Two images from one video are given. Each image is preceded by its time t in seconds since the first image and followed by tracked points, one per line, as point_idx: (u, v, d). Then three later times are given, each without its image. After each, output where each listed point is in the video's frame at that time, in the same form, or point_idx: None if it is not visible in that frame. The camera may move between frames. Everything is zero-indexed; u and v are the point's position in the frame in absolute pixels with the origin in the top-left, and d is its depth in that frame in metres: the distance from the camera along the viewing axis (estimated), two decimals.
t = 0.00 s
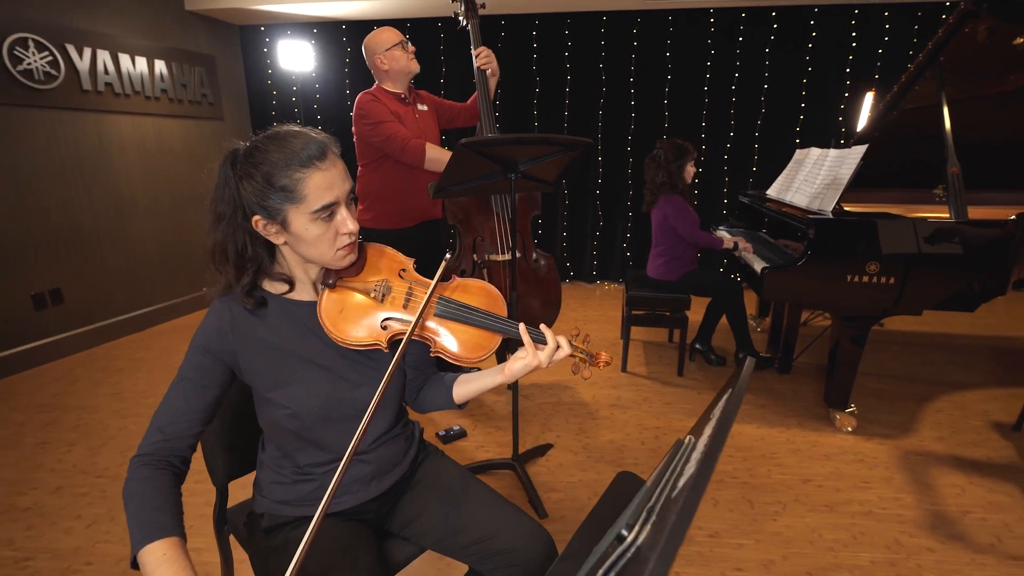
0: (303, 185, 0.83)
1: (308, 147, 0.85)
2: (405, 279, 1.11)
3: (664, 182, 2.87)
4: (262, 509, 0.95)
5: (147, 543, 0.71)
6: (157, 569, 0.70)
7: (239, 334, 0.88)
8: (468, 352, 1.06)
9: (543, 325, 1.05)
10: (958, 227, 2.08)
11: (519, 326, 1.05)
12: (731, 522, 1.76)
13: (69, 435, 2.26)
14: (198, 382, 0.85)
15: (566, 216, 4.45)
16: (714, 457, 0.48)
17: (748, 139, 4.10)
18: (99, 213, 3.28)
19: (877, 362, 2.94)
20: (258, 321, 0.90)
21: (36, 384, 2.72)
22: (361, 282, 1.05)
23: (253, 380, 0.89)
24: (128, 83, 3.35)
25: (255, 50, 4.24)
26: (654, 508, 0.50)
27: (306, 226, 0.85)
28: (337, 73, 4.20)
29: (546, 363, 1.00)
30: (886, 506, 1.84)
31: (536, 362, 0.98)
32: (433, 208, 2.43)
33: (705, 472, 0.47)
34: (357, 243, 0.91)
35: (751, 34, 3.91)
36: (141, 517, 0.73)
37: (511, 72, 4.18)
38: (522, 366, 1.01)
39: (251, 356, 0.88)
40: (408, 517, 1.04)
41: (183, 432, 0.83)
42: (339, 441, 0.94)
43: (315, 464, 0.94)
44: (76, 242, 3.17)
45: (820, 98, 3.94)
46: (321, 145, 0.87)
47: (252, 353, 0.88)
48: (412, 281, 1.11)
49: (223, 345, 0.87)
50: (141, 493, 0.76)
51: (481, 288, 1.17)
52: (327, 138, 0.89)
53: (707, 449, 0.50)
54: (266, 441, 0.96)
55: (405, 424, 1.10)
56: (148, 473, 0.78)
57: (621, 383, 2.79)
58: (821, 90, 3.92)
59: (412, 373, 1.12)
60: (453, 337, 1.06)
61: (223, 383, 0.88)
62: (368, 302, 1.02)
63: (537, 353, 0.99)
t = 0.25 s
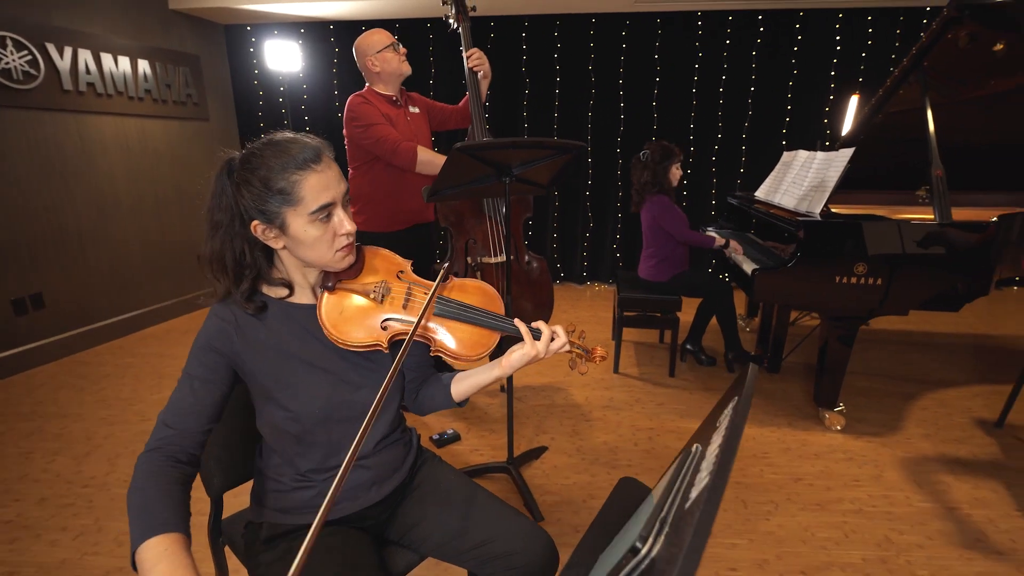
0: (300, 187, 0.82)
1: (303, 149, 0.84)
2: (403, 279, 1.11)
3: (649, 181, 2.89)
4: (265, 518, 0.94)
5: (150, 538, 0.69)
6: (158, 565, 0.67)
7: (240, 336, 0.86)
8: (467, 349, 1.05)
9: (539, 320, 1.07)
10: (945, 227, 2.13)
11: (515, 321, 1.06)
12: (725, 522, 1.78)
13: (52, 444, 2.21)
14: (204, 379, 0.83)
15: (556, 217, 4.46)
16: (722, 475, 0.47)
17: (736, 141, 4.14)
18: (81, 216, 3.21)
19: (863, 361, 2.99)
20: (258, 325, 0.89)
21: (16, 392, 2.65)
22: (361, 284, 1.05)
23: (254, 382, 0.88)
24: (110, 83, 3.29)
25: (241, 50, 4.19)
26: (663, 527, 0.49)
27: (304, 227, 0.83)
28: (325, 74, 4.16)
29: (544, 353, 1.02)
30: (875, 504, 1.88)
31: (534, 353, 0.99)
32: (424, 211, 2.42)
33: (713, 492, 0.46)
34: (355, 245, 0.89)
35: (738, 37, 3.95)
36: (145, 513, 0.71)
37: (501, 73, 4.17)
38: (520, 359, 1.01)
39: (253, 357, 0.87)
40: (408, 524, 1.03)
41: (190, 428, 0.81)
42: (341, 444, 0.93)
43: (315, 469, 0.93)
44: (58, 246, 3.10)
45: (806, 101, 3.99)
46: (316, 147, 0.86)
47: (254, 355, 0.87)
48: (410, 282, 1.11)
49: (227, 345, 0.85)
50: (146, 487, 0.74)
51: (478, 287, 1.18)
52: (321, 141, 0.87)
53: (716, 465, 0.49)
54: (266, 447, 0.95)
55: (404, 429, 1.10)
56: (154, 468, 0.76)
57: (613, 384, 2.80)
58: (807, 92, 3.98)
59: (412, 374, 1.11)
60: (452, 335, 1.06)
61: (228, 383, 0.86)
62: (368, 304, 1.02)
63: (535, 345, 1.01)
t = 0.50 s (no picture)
0: (303, 190, 0.82)
1: (306, 154, 0.84)
2: (403, 284, 1.13)
3: (642, 184, 2.89)
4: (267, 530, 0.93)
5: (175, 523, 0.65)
6: (188, 547, 0.63)
7: (244, 340, 0.85)
8: (468, 351, 1.06)
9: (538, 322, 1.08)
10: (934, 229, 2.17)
11: (514, 321, 1.06)
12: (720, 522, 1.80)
13: (38, 454, 2.16)
14: (207, 378, 0.80)
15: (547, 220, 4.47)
16: (736, 486, 0.47)
17: (724, 143, 4.19)
18: (65, 220, 3.15)
19: (852, 360, 3.04)
20: (261, 331, 0.87)
21: None
22: (363, 290, 1.05)
23: (257, 387, 0.86)
24: (94, 84, 3.23)
25: (228, 51, 4.14)
26: (677, 539, 0.49)
27: (307, 230, 0.83)
28: (314, 75, 4.13)
29: (544, 351, 1.02)
30: (865, 501, 1.91)
31: (535, 354, 1.00)
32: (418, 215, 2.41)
33: (729, 503, 0.46)
34: (356, 248, 0.89)
35: (726, 40, 3.99)
36: (161, 508, 0.66)
37: (491, 75, 4.17)
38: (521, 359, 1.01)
39: (257, 362, 0.85)
40: (409, 531, 1.02)
41: (196, 424, 0.76)
42: (345, 450, 0.93)
43: (316, 477, 0.92)
44: (42, 251, 3.04)
45: (791, 103, 4.05)
46: (320, 153, 0.86)
47: (259, 359, 0.86)
48: (410, 286, 1.12)
49: (231, 347, 0.83)
50: (157, 484, 0.69)
51: (477, 291, 1.19)
52: (324, 148, 0.88)
53: (728, 476, 0.50)
54: (269, 456, 0.94)
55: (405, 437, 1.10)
56: (162, 465, 0.71)
57: (607, 385, 2.81)
58: (793, 95, 4.04)
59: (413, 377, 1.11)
60: (452, 336, 1.06)
61: (231, 385, 0.83)
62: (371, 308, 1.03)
63: (535, 344, 1.01)
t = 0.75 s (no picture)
0: (308, 201, 0.82)
1: (312, 165, 0.84)
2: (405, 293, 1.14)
3: (641, 187, 2.92)
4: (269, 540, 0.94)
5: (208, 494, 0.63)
6: (233, 507, 0.63)
7: (248, 347, 0.84)
8: (469, 357, 1.08)
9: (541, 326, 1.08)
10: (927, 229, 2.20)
11: (515, 328, 1.07)
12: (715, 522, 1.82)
13: (24, 465, 2.12)
14: (208, 382, 0.77)
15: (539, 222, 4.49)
16: (746, 497, 0.48)
17: (713, 145, 4.23)
18: (49, 225, 3.09)
19: (840, 360, 3.09)
20: (264, 339, 0.87)
21: None
22: (365, 298, 1.07)
23: (260, 395, 0.85)
24: (78, 87, 3.17)
25: (216, 53, 4.10)
26: (688, 548, 0.50)
27: (311, 240, 0.83)
28: (304, 77, 4.10)
29: (546, 359, 1.03)
30: (856, 499, 1.94)
31: (537, 362, 1.01)
32: (412, 220, 2.41)
33: (742, 512, 0.47)
34: (358, 258, 0.90)
35: (714, 43, 4.04)
36: (174, 502, 0.63)
37: (482, 78, 4.18)
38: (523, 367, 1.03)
39: (260, 368, 0.84)
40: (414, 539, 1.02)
41: (199, 422, 0.73)
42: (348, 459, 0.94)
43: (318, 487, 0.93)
44: (25, 257, 2.98)
45: (779, 106, 4.11)
46: (325, 164, 0.86)
47: (262, 365, 0.85)
48: (412, 295, 1.14)
49: (234, 353, 0.82)
50: (164, 481, 0.65)
51: (479, 298, 1.20)
52: (328, 159, 0.88)
53: (738, 485, 0.51)
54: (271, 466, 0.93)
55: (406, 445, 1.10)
56: (167, 461, 0.66)
57: (601, 387, 2.83)
58: (781, 98, 4.09)
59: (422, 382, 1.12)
60: (454, 344, 1.08)
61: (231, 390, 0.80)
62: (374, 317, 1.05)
63: (537, 351, 1.02)
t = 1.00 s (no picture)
0: (310, 220, 0.81)
1: (315, 183, 0.84)
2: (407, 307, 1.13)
3: (637, 191, 2.96)
4: (270, 551, 0.94)
5: (250, 451, 0.68)
6: (277, 456, 0.68)
7: (250, 356, 0.83)
8: (469, 372, 1.09)
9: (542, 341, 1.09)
10: (919, 233, 2.24)
11: (517, 343, 1.08)
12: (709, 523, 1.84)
13: (11, 475, 2.08)
14: (210, 388, 0.76)
15: (531, 224, 4.50)
16: (751, 505, 0.50)
17: (702, 147, 4.28)
18: (33, 229, 3.04)
19: (828, 359, 3.15)
20: (265, 349, 0.86)
21: None
22: (367, 313, 1.06)
23: (262, 404, 0.84)
24: (62, 89, 3.12)
25: (203, 54, 4.05)
26: (696, 558, 0.51)
27: (311, 259, 0.83)
28: (293, 79, 4.07)
29: (548, 373, 1.05)
30: (845, 498, 1.98)
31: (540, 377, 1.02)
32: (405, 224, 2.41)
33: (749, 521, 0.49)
34: (358, 275, 0.89)
35: (703, 47, 4.08)
36: (211, 470, 0.66)
37: (472, 81, 4.18)
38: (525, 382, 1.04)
39: (262, 378, 0.83)
40: (417, 547, 1.02)
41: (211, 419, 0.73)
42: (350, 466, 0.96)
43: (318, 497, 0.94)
44: (9, 262, 2.93)
45: (766, 110, 4.17)
46: (328, 182, 0.85)
47: (264, 374, 0.84)
48: (414, 308, 1.13)
49: (235, 361, 0.81)
50: (192, 463, 0.67)
51: (480, 312, 1.20)
52: (331, 176, 0.87)
53: (743, 493, 0.52)
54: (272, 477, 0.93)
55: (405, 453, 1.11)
56: (187, 452, 0.67)
57: (594, 389, 2.85)
58: (768, 101, 4.15)
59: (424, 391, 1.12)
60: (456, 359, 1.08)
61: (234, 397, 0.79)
62: (375, 332, 1.04)
63: (539, 366, 1.03)
